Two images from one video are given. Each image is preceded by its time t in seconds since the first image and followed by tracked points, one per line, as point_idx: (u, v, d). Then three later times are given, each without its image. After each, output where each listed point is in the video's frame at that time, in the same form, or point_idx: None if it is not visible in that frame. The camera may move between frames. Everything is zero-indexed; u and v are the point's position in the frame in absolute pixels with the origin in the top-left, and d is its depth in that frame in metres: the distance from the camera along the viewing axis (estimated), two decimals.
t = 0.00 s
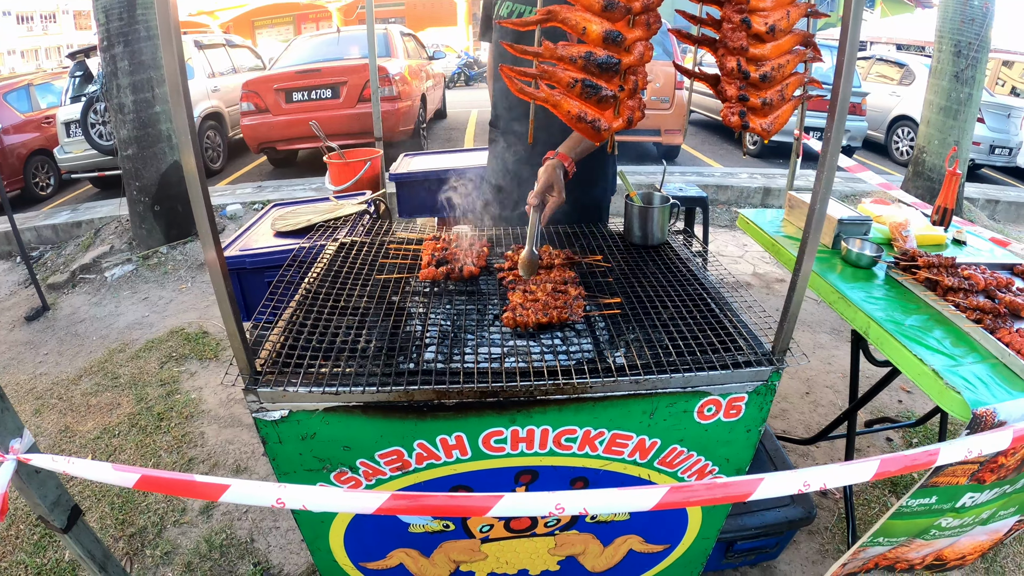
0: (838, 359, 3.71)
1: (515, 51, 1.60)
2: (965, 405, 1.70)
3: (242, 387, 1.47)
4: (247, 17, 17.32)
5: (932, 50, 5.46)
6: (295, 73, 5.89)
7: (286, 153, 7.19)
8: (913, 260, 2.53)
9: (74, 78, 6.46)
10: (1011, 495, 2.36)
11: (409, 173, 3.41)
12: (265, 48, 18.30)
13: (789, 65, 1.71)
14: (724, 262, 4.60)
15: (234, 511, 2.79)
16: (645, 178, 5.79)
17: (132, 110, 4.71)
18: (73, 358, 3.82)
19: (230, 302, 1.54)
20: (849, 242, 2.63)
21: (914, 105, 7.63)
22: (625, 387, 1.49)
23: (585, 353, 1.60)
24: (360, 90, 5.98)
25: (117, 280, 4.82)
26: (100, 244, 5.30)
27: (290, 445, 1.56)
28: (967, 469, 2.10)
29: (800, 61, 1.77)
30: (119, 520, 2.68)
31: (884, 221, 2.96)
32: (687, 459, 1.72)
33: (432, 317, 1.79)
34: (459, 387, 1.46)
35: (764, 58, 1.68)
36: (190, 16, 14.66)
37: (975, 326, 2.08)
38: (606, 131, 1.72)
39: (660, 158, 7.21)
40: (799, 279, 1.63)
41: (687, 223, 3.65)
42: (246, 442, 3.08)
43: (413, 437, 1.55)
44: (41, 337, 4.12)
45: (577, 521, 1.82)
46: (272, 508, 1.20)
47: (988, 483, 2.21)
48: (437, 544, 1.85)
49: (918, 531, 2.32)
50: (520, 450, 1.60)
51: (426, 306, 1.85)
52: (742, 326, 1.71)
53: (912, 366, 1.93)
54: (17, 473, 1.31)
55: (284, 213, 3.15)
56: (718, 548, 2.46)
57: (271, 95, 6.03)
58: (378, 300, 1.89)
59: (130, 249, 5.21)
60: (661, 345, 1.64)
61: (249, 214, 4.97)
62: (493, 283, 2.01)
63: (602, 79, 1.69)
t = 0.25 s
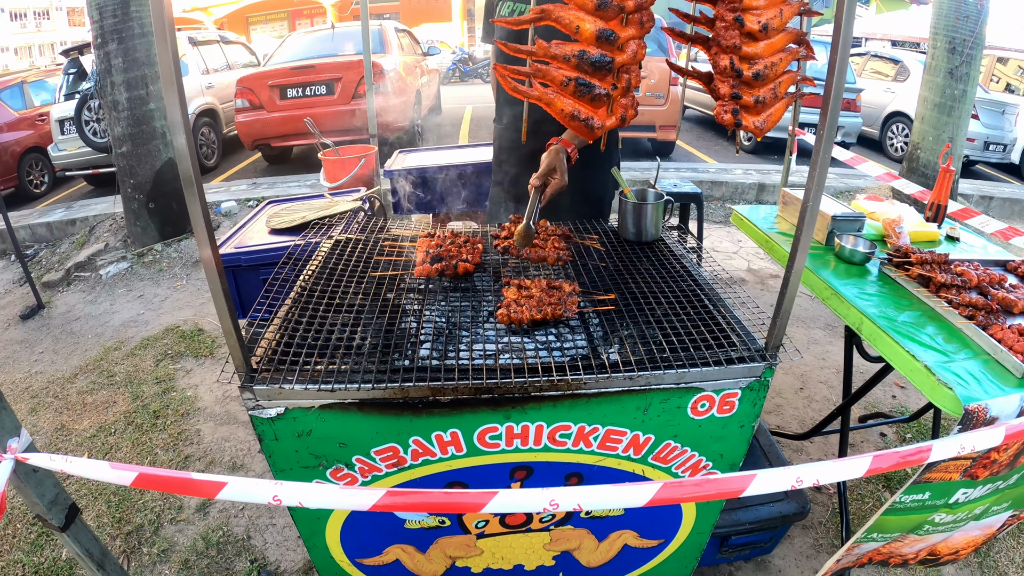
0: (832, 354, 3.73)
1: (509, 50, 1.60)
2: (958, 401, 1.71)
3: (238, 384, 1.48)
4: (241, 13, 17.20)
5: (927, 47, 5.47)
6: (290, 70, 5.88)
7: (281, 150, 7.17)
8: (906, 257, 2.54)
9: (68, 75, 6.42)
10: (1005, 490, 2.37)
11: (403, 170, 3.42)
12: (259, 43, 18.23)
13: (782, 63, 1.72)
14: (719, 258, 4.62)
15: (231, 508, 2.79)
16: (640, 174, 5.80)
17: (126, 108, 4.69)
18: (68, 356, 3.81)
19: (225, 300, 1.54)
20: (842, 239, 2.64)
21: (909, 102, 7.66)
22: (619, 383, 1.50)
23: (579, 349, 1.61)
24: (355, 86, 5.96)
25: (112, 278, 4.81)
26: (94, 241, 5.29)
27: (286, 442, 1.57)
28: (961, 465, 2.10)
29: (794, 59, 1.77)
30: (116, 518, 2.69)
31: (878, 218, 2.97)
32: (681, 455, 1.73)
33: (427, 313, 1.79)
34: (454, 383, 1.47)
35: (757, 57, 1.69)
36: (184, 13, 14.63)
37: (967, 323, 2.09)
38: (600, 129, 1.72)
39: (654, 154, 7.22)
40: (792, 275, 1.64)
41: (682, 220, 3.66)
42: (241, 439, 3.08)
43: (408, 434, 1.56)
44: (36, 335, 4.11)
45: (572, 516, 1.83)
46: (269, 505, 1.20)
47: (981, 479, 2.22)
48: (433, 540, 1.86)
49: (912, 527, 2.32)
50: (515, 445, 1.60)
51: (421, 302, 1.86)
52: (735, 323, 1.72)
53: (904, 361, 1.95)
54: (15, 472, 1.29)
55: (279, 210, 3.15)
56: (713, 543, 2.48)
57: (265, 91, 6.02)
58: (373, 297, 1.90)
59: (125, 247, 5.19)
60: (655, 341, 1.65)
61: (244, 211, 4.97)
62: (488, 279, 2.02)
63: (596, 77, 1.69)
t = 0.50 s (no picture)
0: (824, 345, 3.76)
1: (496, 36, 1.62)
2: (944, 382, 1.74)
3: (233, 366, 1.50)
4: (235, 9, 17.14)
5: (920, 40, 5.50)
6: (283, 65, 5.88)
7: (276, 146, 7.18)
8: (894, 244, 2.58)
9: (61, 71, 6.40)
10: (993, 474, 2.35)
11: (397, 163, 3.40)
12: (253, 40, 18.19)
13: (765, 49, 1.74)
14: (712, 250, 4.65)
15: (226, 497, 2.81)
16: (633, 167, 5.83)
17: (121, 103, 4.70)
18: (64, 350, 3.82)
19: (220, 283, 1.56)
20: (831, 226, 2.67)
21: (902, 96, 7.70)
22: (608, 364, 1.52)
23: (569, 331, 1.63)
24: (349, 81, 5.97)
25: (107, 273, 4.81)
26: (89, 237, 5.29)
27: (280, 425, 1.58)
28: (949, 447, 2.09)
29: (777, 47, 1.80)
30: (112, 508, 2.70)
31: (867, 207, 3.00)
32: (670, 437, 1.75)
33: (419, 298, 1.81)
34: (445, 363, 1.49)
35: (740, 43, 1.71)
36: (177, 10, 14.58)
37: (955, 307, 2.11)
38: (585, 113, 1.74)
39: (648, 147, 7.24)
40: (778, 259, 1.68)
41: (674, 212, 3.68)
42: (237, 431, 3.09)
43: (400, 415, 1.57)
44: (31, 330, 4.11)
45: (563, 499, 1.86)
46: (262, 476, 1.21)
47: (970, 462, 2.21)
48: (425, 523, 1.88)
49: (901, 510, 2.33)
50: (505, 427, 1.62)
51: (413, 287, 1.88)
52: (722, 305, 1.75)
53: (892, 345, 1.98)
54: (14, 450, 1.30)
55: (273, 202, 3.16)
56: (705, 529, 2.51)
57: (260, 87, 5.99)
58: (366, 282, 1.92)
59: (119, 242, 5.20)
60: (644, 323, 1.67)
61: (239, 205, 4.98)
62: (479, 265, 2.04)
63: (582, 63, 1.72)
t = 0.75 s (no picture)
0: (812, 329, 3.80)
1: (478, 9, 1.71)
2: (919, 344, 1.83)
3: (230, 330, 1.55)
4: (229, 6, 17.20)
5: (908, 32, 5.57)
6: (276, 59, 5.93)
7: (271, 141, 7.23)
8: (874, 218, 2.73)
9: (56, 68, 6.44)
10: (978, 443, 2.17)
11: (390, 152, 3.42)
12: (247, 38, 18.26)
13: (733, 23, 1.86)
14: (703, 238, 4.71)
15: (222, 478, 2.84)
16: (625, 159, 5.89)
17: (116, 97, 4.74)
18: (61, 340, 3.86)
19: (218, 251, 1.62)
20: (812, 204, 2.86)
21: (892, 88, 7.79)
22: (590, 325, 1.60)
23: (552, 296, 1.73)
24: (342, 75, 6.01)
25: (103, 265, 4.85)
26: (85, 231, 5.33)
27: (276, 388, 1.65)
28: (929, 413, 1.96)
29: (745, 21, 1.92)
30: (108, 489, 2.74)
31: (849, 187, 3.15)
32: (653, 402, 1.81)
33: (410, 269, 1.89)
34: (434, 325, 1.58)
35: (710, 16, 1.84)
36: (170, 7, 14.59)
37: (932, 277, 2.22)
38: (563, 83, 1.82)
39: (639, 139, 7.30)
40: (750, 228, 1.83)
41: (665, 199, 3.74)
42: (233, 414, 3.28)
43: (391, 377, 1.66)
44: (28, 321, 4.15)
45: (550, 464, 1.92)
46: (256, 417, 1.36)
47: (950, 428, 2.05)
48: (417, 490, 1.94)
49: (885, 479, 2.17)
50: (492, 389, 1.71)
51: (404, 260, 1.96)
52: (699, 273, 1.85)
53: (870, 312, 2.09)
54: (19, 405, 1.42)
55: (268, 189, 3.21)
56: (691, 502, 2.46)
57: (253, 81, 6.11)
58: (359, 256, 2.00)
59: (115, 235, 5.24)
60: (624, 290, 1.76)
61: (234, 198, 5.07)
62: (468, 239, 2.13)
63: (559, 35, 1.80)
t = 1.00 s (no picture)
0: (810, 326, 3.83)
1: (477, 15, 1.74)
2: (910, 340, 1.87)
3: (236, 326, 1.59)
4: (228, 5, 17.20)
5: (906, 31, 5.60)
6: (277, 58, 5.97)
7: (271, 139, 7.26)
8: (868, 217, 2.78)
9: (57, 67, 6.46)
10: (972, 441, 2.20)
11: (390, 152, 3.44)
12: (246, 36, 18.28)
13: (727, 26, 1.90)
14: (701, 237, 4.74)
15: (225, 474, 2.88)
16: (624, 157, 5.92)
17: (118, 96, 4.77)
18: (64, 338, 3.89)
19: (224, 249, 1.66)
20: (808, 203, 2.89)
21: (891, 87, 7.82)
22: (587, 321, 1.64)
23: (551, 293, 1.77)
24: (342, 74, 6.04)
25: (105, 264, 4.88)
26: (87, 230, 5.36)
27: (280, 383, 1.69)
28: (922, 410, 1.99)
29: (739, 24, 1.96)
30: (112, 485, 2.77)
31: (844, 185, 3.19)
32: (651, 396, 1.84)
33: (411, 267, 1.93)
34: (435, 321, 1.61)
35: (704, 21, 1.87)
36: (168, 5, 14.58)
37: (924, 275, 2.26)
38: (561, 86, 1.86)
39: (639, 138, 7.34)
40: (745, 226, 1.86)
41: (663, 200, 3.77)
42: (235, 411, 3.32)
43: (393, 372, 1.70)
44: (31, 319, 4.18)
45: (549, 458, 1.96)
46: (264, 409, 1.41)
47: (945, 425, 2.07)
48: (418, 484, 1.98)
49: (880, 476, 2.20)
50: (492, 383, 1.75)
51: (405, 257, 2.00)
52: (695, 271, 1.88)
53: (864, 310, 2.13)
54: (31, 400, 1.45)
55: (270, 188, 3.24)
56: (689, 497, 2.49)
57: (254, 80, 6.12)
58: (361, 254, 2.04)
59: (117, 233, 5.27)
60: (621, 287, 1.79)
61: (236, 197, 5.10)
62: (468, 237, 2.17)
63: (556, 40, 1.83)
